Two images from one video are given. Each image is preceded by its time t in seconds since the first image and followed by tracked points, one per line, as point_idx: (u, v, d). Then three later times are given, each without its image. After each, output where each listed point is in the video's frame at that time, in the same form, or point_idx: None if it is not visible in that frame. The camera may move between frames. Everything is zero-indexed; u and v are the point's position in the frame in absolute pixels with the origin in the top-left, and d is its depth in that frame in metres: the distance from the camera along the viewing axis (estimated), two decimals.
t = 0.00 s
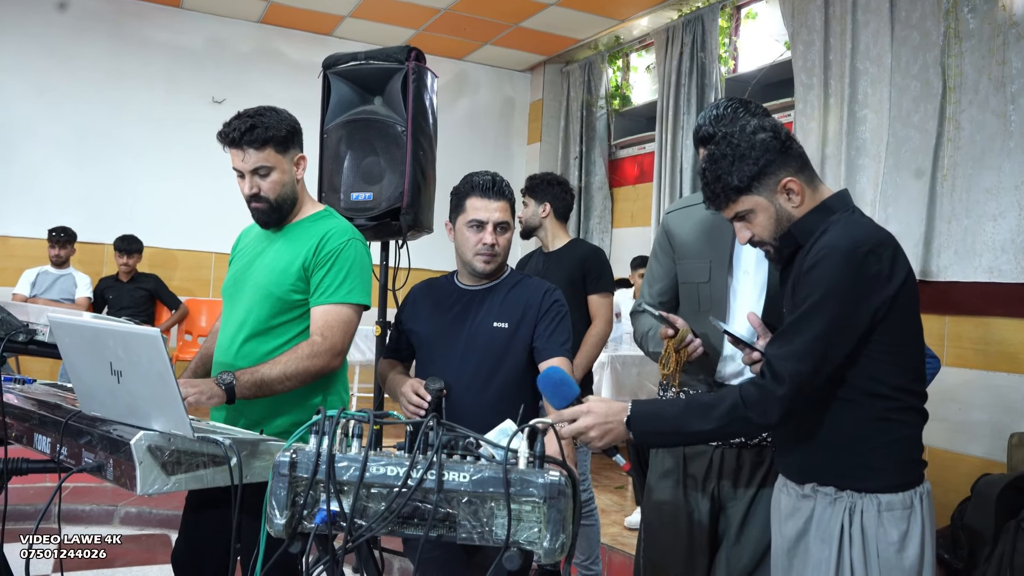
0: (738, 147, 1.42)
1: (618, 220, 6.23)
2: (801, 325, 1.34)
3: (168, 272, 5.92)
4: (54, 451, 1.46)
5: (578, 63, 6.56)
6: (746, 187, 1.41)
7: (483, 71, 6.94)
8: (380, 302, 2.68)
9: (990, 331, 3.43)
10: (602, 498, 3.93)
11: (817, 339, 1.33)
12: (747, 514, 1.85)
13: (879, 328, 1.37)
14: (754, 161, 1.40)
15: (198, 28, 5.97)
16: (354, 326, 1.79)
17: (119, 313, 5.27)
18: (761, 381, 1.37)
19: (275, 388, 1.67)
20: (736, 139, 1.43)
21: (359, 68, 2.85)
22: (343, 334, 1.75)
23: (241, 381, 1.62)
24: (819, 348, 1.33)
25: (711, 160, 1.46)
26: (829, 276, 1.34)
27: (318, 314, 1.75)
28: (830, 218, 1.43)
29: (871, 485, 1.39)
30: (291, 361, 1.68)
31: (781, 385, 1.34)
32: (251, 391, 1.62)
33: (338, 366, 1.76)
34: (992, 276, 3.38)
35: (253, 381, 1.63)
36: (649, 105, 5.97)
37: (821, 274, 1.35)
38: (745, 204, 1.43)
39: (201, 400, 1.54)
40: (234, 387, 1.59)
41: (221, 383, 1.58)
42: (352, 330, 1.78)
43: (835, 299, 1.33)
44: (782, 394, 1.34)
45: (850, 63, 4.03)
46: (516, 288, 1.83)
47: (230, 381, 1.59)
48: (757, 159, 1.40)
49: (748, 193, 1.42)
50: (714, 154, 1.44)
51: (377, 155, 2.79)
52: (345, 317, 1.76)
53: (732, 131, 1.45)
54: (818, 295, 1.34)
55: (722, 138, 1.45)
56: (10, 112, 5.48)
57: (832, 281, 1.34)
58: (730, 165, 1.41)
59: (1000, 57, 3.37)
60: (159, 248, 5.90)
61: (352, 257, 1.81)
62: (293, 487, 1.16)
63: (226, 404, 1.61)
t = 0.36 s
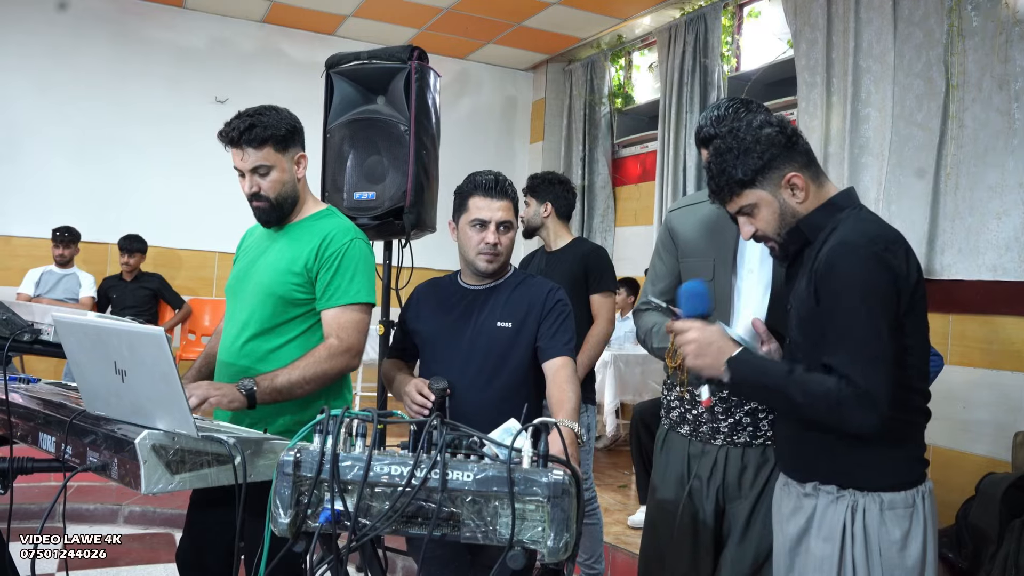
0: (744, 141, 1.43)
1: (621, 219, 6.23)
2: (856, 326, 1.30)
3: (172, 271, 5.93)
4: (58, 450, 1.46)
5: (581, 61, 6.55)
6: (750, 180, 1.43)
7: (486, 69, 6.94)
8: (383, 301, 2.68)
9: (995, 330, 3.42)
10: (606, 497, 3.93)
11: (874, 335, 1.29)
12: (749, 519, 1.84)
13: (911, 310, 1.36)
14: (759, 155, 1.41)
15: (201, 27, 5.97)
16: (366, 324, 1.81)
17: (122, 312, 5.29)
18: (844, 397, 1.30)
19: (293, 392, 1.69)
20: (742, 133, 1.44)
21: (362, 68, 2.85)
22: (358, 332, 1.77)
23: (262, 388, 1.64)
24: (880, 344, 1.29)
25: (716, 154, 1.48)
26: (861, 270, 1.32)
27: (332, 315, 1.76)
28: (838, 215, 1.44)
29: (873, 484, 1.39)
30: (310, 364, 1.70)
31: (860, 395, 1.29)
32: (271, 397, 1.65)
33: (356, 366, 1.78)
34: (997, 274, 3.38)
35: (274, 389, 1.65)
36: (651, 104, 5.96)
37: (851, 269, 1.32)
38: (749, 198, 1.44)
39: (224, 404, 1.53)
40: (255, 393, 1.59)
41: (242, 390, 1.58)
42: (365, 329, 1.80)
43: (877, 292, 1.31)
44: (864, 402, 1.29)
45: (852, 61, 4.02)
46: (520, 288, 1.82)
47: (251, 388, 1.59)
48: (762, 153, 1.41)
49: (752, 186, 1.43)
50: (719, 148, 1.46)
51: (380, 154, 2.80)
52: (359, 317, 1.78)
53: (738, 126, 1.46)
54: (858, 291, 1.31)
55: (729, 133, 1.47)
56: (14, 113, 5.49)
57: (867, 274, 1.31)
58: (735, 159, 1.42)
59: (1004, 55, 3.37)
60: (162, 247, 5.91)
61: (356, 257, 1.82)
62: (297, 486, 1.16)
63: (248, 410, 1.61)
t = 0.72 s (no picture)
0: (781, 131, 1.48)
1: (626, 220, 6.22)
2: (877, 314, 1.34)
3: (178, 272, 5.95)
4: (66, 451, 1.46)
5: (585, 62, 6.55)
6: (783, 170, 1.46)
7: (490, 70, 6.94)
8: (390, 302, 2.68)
9: (1002, 330, 3.41)
10: (611, 498, 3.93)
11: (896, 327, 1.33)
12: (756, 519, 1.84)
13: (944, 314, 1.39)
14: (795, 145, 1.45)
15: (208, 29, 5.99)
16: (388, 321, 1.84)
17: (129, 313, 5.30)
18: (850, 379, 1.36)
19: (318, 393, 1.70)
20: (778, 125, 1.50)
21: (368, 69, 2.86)
22: (382, 329, 1.80)
23: (289, 388, 1.65)
24: (901, 336, 1.32)
25: (751, 145, 1.52)
26: (893, 264, 1.35)
27: (353, 314, 1.79)
28: (874, 211, 1.47)
29: (894, 487, 1.40)
30: (337, 363, 1.72)
31: (869, 379, 1.33)
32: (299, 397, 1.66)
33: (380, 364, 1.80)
34: (1004, 274, 3.37)
35: (301, 388, 1.67)
36: (657, 105, 5.95)
37: (885, 262, 1.36)
38: (780, 187, 1.47)
39: (252, 404, 1.57)
40: (283, 392, 1.62)
41: (270, 389, 1.61)
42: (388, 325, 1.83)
43: (906, 287, 1.34)
44: (872, 388, 1.33)
45: (858, 61, 4.01)
46: (527, 288, 1.82)
47: (278, 387, 1.61)
48: (798, 143, 1.45)
49: (785, 176, 1.46)
50: (754, 138, 1.50)
51: (386, 155, 2.80)
52: (379, 315, 1.80)
53: (775, 120, 1.52)
54: (887, 284, 1.34)
55: (765, 126, 1.52)
56: (22, 114, 5.51)
57: (900, 267, 1.34)
58: (770, 148, 1.47)
59: (1011, 55, 3.36)
60: (168, 248, 5.92)
61: (366, 257, 1.83)
62: (305, 487, 1.16)
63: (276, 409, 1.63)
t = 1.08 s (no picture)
0: (792, 127, 1.47)
1: (629, 219, 6.21)
2: (880, 307, 1.34)
3: (181, 272, 5.95)
4: (69, 450, 1.46)
5: (589, 61, 6.54)
6: (794, 167, 1.45)
7: (493, 69, 6.93)
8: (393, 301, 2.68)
9: (1007, 328, 3.39)
10: (615, 497, 3.92)
11: (900, 318, 1.32)
12: (759, 518, 1.83)
13: (947, 310, 1.38)
14: (806, 141, 1.44)
15: (211, 29, 5.99)
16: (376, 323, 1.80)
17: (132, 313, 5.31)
18: (849, 369, 1.36)
19: (305, 395, 1.67)
20: (791, 120, 1.48)
21: (371, 67, 2.85)
22: (369, 334, 1.76)
23: (272, 392, 1.62)
24: (903, 328, 1.32)
25: (762, 139, 1.52)
26: (899, 256, 1.34)
27: (344, 315, 1.77)
28: (882, 207, 1.46)
29: (902, 486, 1.39)
30: (320, 366, 1.69)
31: (868, 370, 1.33)
32: (282, 401, 1.63)
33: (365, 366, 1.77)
34: (1008, 272, 3.35)
35: (285, 392, 1.64)
36: (660, 104, 5.94)
37: (890, 254, 1.35)
38: (790, 184, 1.47)
39: (236, 409, 1.52)
40: (267, 398, 1.56)
41: (254, 395, 1.56)
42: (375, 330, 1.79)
43: (911, 280, 1.33)
44: (873, 379, 1.33)
45: (862, 59, 3.99)
46: (530, 288, 1.81)
47: (262, 392, 1.57)
48: (810, 140, 1.44)
49: (795, 173, 1.46)
50: (765, 133, 1.50)
51: (389, 154, 2.79)
52: (369, 317, 1.77)
53: (787, 114, 1.51)
54: (892, 275, 1.34)
55: (778, 120, 1.51)
56: (25, 114, 5.52)
57: (906, 261, 1.34)
58: (781, 144, 1.46)
59: (1016, 52, 3.34)
60: (172, 248, 5.93)
61: (369, 259, 1.82)
62: (307, 486, 1.15)
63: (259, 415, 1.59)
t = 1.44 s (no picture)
0: (790, 120, 1.47)
1: (628, 215, 6.20)
2: (867, 297, 1.34)
3: (179, 269, 5.94)
4: (64, 447, 1.46)
5: (587, 57, 6.53)
6: (788, 159, 1.45)
7: (491, 66, 6.92)
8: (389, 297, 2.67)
9: (1005, 323, 3.39)
10: (613, 493, 3.92)
11: (884, 309, 1.32)
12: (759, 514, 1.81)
13: (935, 306, 1.38)
14: (802, 134, 1.44)
15: (208, 26, 5.98)
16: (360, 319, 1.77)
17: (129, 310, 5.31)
18: (832, 357, 1.37)
19: (280, 383, 1.66)
20: (789, 113, 1.48)
21: (367, 63, 2.83)
22: (348, 328, 1.74)
23: (243, 378, 1.63)
24: (888, 318, 1.32)
25: (760, 130, 1.52)
26: (889, 247, 1.34)
27: (322, 307, 1.74)
28: (878, 201, 1.45)
29: (897, 480, 1.39)
30: (294, 357, 1.67)
31: (851, 358, 1.34)
32: (254, 389, 1.63)
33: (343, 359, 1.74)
34: (1006, 267, 3.35)
35: (257, 379, 1.63)
36: (658, 100, 5.94)
37: (879, 245, 1.35)
38: (784, 175, 1.47)
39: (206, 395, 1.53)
40: (236, 386, 1.60)
41: (224, 382, 1.59)
42: (356, 325, 1.76)
43: (898, 271, 1.33)
44: (854, 367, 1.33)
45: (860, 54, 3.99)
46: (526, 283, 1.81)
47: (231, 381, 1.60)
48: (806, 132, 1.44)
49: (789, 165, 1.46)
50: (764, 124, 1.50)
51: (386, 150, 2.79)
52: (348, 310, 1.74)
53: (787, 107, 1.50)
54: (880, 265, 1.34)
55: (777, 112, 1.51)
56: (22, 111, 5.50)
57: (895, 252, 1.34)
58: (777, 136, 1.46)
59: (1014, 46, 3.34)
60: (169, 245, 5.91)
61: (355, 252, 1.79)
62: (303, 482, 1.15)
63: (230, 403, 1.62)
